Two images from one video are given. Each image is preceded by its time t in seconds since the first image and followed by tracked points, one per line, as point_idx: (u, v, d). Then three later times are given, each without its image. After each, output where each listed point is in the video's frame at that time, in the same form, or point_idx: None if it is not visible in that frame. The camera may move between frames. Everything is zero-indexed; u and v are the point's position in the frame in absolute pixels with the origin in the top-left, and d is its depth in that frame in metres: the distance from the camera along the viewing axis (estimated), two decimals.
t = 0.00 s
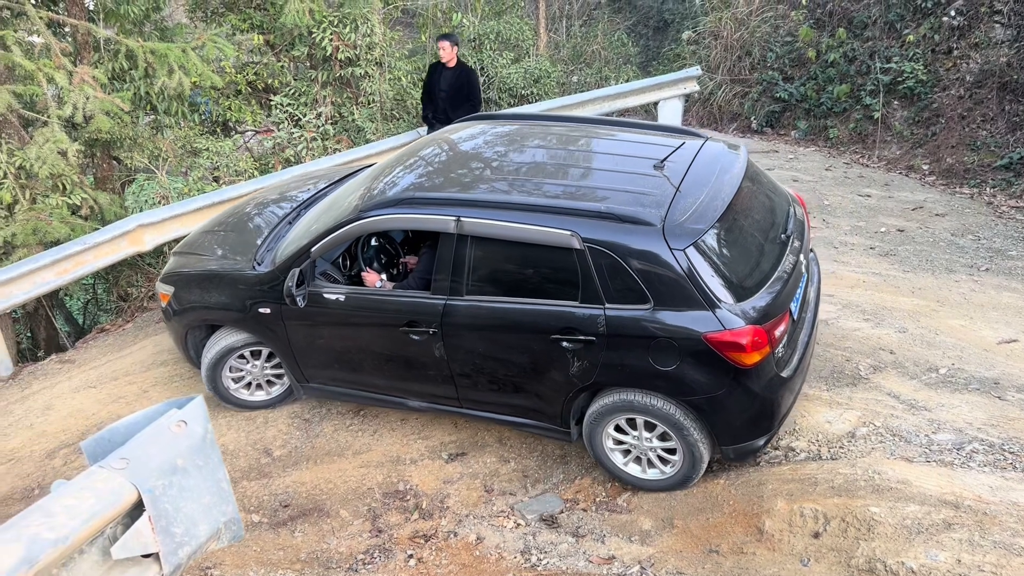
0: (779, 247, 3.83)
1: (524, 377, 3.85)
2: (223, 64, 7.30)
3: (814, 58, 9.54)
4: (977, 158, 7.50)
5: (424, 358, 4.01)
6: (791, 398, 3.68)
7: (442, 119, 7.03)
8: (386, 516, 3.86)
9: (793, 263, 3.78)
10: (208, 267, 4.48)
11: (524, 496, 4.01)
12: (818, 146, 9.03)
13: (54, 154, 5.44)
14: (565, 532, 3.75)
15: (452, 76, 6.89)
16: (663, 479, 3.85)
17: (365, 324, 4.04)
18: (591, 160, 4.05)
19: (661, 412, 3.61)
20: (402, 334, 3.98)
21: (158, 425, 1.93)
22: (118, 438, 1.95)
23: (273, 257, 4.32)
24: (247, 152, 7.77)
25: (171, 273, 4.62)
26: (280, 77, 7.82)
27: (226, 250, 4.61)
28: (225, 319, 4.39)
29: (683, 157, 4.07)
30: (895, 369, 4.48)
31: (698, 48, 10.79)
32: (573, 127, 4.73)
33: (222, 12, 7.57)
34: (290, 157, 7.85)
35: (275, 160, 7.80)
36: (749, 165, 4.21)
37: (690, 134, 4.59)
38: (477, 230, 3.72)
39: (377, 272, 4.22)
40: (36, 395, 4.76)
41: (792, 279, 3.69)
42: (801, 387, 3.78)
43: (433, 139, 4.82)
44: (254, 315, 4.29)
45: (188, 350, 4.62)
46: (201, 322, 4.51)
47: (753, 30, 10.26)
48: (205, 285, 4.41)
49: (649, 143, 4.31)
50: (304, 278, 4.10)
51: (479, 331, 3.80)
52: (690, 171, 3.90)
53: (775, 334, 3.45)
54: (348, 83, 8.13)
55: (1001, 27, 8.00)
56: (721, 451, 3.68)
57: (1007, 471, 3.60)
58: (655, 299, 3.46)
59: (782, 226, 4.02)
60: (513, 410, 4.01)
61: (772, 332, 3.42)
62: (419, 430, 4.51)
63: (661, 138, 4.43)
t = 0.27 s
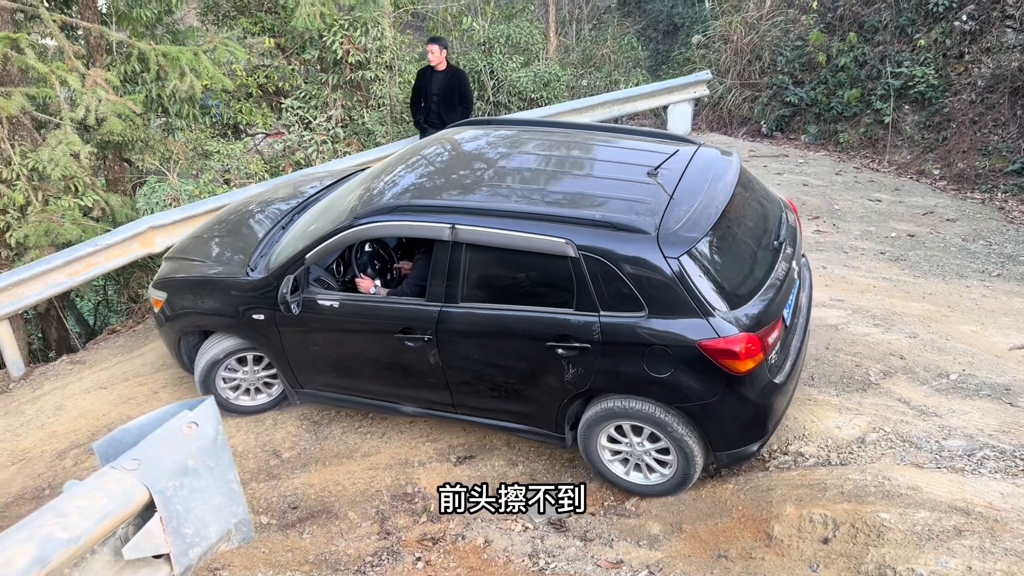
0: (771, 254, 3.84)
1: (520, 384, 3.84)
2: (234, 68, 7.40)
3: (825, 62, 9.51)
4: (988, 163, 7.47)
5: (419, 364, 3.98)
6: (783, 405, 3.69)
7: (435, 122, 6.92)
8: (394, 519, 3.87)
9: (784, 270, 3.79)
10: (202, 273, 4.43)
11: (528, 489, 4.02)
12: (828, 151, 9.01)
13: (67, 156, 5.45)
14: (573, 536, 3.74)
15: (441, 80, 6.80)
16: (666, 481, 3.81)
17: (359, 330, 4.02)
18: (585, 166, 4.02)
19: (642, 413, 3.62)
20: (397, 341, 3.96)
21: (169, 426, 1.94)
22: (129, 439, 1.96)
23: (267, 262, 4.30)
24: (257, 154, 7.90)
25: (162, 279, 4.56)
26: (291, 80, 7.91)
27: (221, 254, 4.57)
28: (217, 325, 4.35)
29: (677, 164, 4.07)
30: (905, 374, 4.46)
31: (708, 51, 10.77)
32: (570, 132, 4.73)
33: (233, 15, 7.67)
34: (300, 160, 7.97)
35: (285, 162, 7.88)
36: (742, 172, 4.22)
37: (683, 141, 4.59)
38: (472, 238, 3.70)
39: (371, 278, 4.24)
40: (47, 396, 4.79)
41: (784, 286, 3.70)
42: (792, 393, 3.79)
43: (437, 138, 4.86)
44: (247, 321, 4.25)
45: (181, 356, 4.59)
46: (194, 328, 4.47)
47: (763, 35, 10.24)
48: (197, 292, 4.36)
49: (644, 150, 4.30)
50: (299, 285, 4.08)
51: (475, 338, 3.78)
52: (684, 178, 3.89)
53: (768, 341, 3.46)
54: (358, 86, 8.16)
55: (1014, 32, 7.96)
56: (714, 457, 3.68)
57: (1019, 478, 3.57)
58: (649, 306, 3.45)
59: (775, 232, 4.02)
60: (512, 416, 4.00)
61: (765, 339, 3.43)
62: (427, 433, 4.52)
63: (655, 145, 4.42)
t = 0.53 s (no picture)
0: (765, 261, 3.83)
1: (516, 391, 3.82)
2: (243, 71, 7.49)
3: (835, 67, 9.48)
4: (1000, 168, 7.43)
5: (415, 371, 3.97)
6: (778, 412, 3.68)
7: (435, 125, 6.93)
8: (402, 522, 3.87)
9: (779, 277, 3.79)
10: (196, 280, 4.38)
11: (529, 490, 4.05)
12: (838, 155, 8.98)
13: (78, 159, 5.46)
14: (581, 541, 3.73)
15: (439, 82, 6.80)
16: (667, 483, 3.79)
17: (354, 337, 4.01)
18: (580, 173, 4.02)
19: (623, 418, 3.65)
20: (392, 349, 3.95)
21: (180, 428, 1.92)
22: (141, 440, 1.96)
23: (261, 267, 4.27)
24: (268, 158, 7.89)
25: (156, 286, 4.52)
26: (301, 84, 7.98)
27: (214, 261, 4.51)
28: (211, 332, 4.33)
29: (671, 172, 4.06)
30: (916, 381, 4.45)
31: (718, 56, 10.75)
32: (565, 138, 4.73)
33: (244, 18, 7.87)
34: (310, 163, 7.93)
35: (295, 165, 7.90)
36: (735, 178, 4.21)
37: (677, 147, 4.58)
38: (468, 246, 3.69)
39: (365, 284, 4.28)
40: (58, 397, 4.81)
41: (778, 294, 3.70)
42: (786, 401, 3.78)
43: (441, 139, 4.93)
44: (241, 329, 4.23)
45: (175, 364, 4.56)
46: (187, 335, 4.44)
47: (773, 39, 10.23)
48: (191, 300, 4.33)
49: (639, 157, 4.29)
50: (293, 292, 4.06)
51: (471, 346, 3.78)
52: (678, 186, 3.88)
53: (762, 349, 3.46)
54: (368, 90, 8.18)
55: None
56: (710, 463, 3.68)
57: None
58: (644, 315, 3.45)
59: (768, 239, 4.02)
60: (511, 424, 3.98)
61: (760, 347, 3.43)
62: (436, 437, 4.52)
63: (650, 152, 4.41)
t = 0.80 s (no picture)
0: (760, 267, 3.85)
1: (515, 397, 3.81)
2: (254, 74, 7.53)
3: (845, 71, 9.46)
4: (1011, 173, 7.39)
5: (411, 377, 3.95)
6: (773, 418, 3.69)
7: (439, 128, 6.94)
8: (410, 524, 3.87)
9: (773, 284, 3.80)
10: (192, 286, 4.34)
11: (529, 489, 4.05)
12: (847, 160, 8.96)
13: (89, 161, 5.49)
14: (589, 545, 3.72)
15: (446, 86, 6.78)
16: (668, 484, 3.76)
17: (351, 343, 3.98)
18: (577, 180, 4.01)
19: (609, 425, 3.68)
20: (389, 355, 3.93)
21: (190, 431, 1.99)
22: (152, 442, 2.03)
23: (257, 273, 4.25)
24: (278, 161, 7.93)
25: (151, 291, 4.47)
26: (311, 87, 8.01)
27: (211, 267, 4.48)
28: (207, 337, 4.29)
29: (667, 179, 4.05)
30: (925, 386, 4.43)
31: (727, 60, 10.75)
32: (562, 144, 4.73)
33: (255, 22, 7.89)
34: (320, 166, 8.01)
35: (305, 168, 7.94)
36: (730, 185, 4.22)
37: (673, 154, 4.58)
38: (465, 253, 3.67)
39: (362, 289, 4.21)
40: (68, 398, 4.84)
41: (774, 300, 3.71)
42: (782, 407, 3.79)
43: (443, 142, 4.96)
44: (237, 334, 4.20)
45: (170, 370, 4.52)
46: (182, 341, 4.40)
47: (783, 43, 10.21)
48: (187, 305, 4.29)
49: (636, 163, 4.29)
50: (290, 298, 4.04)
51: (469, 352, 3.77)
52: (674, 193, 3.89)
53: (758, 355, 3.47)
54: (378, 93, 8.21)
55: None
56: (706, 468, 3.69)
57: None
58: (641, 322, 3.45)
59: (763, 245, 4.03)
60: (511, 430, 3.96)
61: (755, 353, 3.44)
62: (443, 440, 4.52)
63: (647, 158, 4.40)
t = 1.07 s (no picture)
0: (759, 274, 3.86)
1: (514, 404, 3.80)
2: (264, 77, 7.58)
3: (854, 75, 9.44)
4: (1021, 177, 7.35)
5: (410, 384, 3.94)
6: (772, 424, 3.70)
7: (446, 131, 6.94)
8: (417, 527, 3.87)
9: (772, 291, 3.81)
10: (190, 292, 4.32)
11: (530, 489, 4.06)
12: (857, 164, 8.94)
13: (100, 164, 5.54)
14: (596, 549, 3.71)
15: (456, 89, 6.81)
16: (667, 487, 3.74)
17: (350, 350, 3.96)
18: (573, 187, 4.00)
19: (599, 431, 3.71)
20: (388, 362, 3.91)
21: (198, 432, 1.82)
22: (162, 443, 1.87)
23: (254, 279, 4.23)
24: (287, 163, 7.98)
25: (149, 296, 4.46)
26: (320, 90, 8.05)
27: (209, 273, 4.47)
28: (204, 343, 4.27)
29: (666, 186, 4.04)
30: (935, 392, 4.41)
31: (736, 63, 10.74)
32: (560, 149, 4.73)
33: (264, 25, 7.87)
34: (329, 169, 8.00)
35: (314, 171, 7.97)
36: (729, 191, 4.24)
37: (670, 159, 4.58)
38: (463, 261, 3.66)
39: (360, 296, 4.21)
40: (78, 399, 4.86)
41: (772, 307, 3.72)
42: (780, 413, 3.79)
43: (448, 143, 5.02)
44: (235, 340, 4.19)
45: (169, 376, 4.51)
46: (180, 347, 4.38)
47: (792, 47, 10.20)
48: (186, 312, 4.27)
49: (635, 169, 4.28)
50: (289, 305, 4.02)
51: (468, 359, 3.76)
52: (673, 200, 3.88)
53: (756, 363, 3.48)
54: (387, 97, 8.24)
55: None
56: (704, 475, 3.69)
57: None
58: (640, 330, 3.45)
59: (762, 252, 4.05)
60: (512, 437, 3.95)
61: (754, 361, 3.46)
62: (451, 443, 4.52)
63: (646, 164, 4.39)
